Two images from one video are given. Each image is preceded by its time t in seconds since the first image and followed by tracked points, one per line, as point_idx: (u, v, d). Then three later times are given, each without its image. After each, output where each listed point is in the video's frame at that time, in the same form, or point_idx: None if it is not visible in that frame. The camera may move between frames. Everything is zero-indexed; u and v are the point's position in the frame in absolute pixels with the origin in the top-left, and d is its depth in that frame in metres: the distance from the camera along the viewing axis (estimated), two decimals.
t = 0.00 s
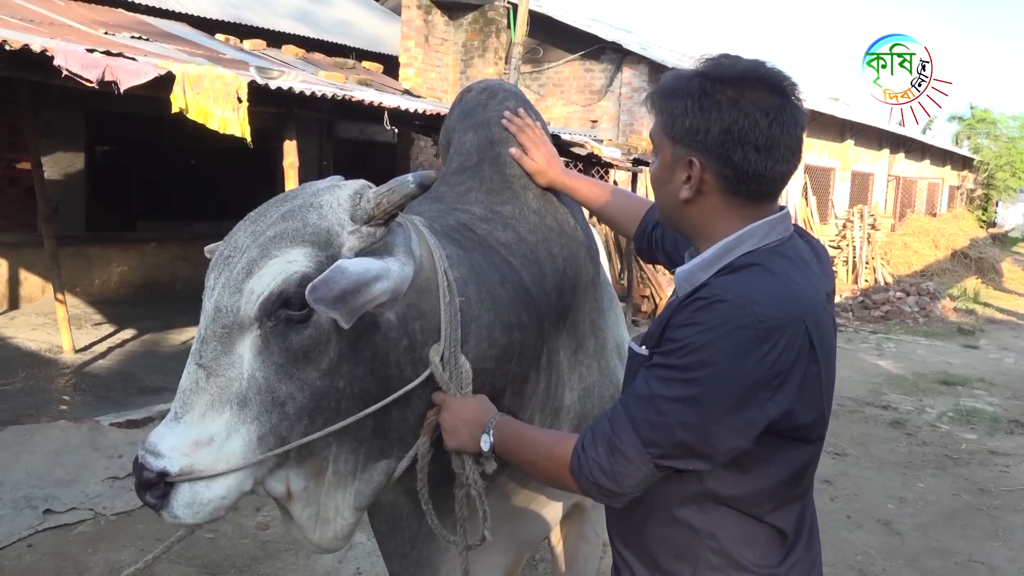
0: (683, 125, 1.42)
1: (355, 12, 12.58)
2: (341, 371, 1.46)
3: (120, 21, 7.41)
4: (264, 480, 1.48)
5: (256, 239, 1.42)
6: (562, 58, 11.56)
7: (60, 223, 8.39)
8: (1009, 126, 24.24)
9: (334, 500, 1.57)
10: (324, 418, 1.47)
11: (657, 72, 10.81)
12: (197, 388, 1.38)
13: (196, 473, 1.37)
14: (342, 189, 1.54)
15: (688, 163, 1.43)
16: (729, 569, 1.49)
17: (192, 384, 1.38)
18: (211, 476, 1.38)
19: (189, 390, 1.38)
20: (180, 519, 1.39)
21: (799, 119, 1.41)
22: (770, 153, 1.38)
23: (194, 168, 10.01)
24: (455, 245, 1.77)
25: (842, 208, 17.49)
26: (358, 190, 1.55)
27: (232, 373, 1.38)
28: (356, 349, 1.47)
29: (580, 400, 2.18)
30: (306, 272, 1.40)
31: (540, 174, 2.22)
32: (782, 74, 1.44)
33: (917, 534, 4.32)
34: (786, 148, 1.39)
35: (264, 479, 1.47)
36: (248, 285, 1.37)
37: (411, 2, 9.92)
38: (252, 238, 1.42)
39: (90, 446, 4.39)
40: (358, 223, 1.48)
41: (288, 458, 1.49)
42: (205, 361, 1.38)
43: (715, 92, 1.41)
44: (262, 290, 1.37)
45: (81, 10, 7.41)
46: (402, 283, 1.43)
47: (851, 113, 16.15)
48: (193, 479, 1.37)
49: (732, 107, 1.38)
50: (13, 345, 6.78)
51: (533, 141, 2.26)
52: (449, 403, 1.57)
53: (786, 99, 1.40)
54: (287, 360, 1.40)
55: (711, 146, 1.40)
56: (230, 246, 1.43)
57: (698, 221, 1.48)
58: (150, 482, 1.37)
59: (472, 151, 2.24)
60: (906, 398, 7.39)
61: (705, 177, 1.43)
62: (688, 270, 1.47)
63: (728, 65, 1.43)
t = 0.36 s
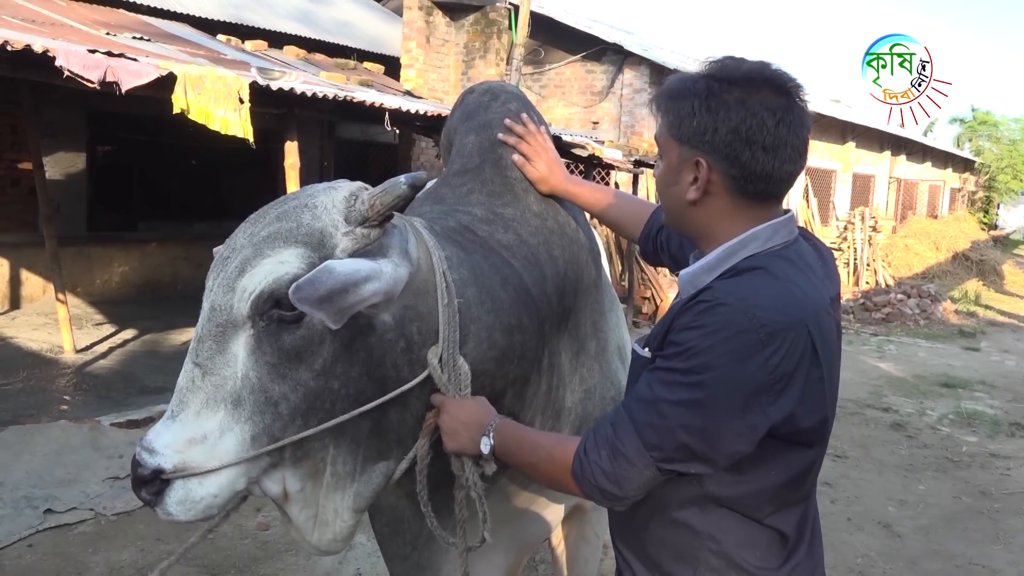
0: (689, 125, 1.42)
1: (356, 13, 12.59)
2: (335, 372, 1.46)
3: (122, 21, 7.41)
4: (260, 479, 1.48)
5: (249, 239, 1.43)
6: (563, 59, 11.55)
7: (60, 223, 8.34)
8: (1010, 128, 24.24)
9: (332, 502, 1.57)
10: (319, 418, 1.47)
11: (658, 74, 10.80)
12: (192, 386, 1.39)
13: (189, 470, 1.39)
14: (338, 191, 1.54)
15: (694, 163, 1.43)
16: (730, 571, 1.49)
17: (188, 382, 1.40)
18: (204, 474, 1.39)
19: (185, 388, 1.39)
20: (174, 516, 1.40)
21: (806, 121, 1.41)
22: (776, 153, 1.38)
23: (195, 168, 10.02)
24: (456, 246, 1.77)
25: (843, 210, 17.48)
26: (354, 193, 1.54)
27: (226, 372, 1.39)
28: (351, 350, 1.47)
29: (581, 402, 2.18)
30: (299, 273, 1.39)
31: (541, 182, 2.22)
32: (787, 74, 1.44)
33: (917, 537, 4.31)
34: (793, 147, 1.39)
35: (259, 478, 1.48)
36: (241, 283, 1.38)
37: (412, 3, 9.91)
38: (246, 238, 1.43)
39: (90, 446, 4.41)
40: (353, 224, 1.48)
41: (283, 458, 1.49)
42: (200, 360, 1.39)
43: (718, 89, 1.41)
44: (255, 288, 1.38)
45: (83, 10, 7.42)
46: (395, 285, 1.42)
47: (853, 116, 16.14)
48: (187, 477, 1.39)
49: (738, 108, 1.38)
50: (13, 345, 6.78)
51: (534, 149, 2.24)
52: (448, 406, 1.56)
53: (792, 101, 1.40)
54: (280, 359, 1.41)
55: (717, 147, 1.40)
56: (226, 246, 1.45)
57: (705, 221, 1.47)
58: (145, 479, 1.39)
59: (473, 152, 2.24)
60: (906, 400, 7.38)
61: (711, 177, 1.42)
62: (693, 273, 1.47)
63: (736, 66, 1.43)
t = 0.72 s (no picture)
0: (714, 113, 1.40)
1: (360, 15, 12.62)
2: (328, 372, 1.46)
3: (127, 23, 7.43)
4: (255, 477, 1.50)
5: (244, 239, 1.46)
6: (567, 61, 11.55)
7: (65, 225, 8.33)
8: (1015, 131, 24.19)
9: (331, 501, 1.56)
10: (312, 417, 1.47)
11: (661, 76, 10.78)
12: (189, 383, 1.42)
13: (184, 465, 1.41)
14: (334, 193, 1.55)
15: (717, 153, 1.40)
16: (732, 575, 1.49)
17: (185, 379, 1.43)
18: (197, 468, 1.41)
19: (182, 385, 1.43)
20: (168, 509, 1.42)
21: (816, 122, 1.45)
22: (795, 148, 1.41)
23: (199, 170, 10.07)
24: (458, 248, 1.77)
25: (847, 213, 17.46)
26: (349, 195, 1.55)
27: (221, 369, 1.41)
28: (345, 351, 1.47)
29: (584, 405, 2.18)
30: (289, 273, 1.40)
31: (549, 200, 2.20)
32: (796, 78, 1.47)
33: (921, 540, 4.30)
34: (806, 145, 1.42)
35: (254, 475, 1.49)
36: (234, 282, 1.41)
37: (416, 5, 9.92)
38: (243, 239, 1.46)
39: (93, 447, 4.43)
40: (345, 226, 1.48)
41: (278, 456, 1.50)
42: (197, 357, 1.42)
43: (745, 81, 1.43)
44: (246, 287, 1.40)
45: (88, 13, 7.44)
46: (385, 287, 1.42)
47: (856, 118, 16.12)
48: (181, 471, 1.41)
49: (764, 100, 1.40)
50: (16, 346, 6.79)
51: (541, 166, 2.22)
52: (446, 408, 1.55)
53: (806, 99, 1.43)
54: (271, 358, 1.42)
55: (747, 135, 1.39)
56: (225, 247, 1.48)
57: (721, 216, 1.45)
58: (142, 472, 1.42)
59: (478, 154, 2.24)
60: (910, 404, 7.37)
61: (734, 167, 1.40)
62: (695, 276, 1.47)
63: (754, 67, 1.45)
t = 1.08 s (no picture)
0: (763, 104, 1.40)
1: (363, 16, 12.63)
2: (319, 368, 1.47)
3: (130, 24, 7.44)
4: (250, 470, 1.52)
5: (239, 236, 1.49)
6: (569, 61, 11.55)
7: (67, 225, 8.42)
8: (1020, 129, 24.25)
9: (327, 498, 1.56)
10: (303, 413, 1.48)
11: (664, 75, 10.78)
12: (186, 376, 1.46)
13: (179, 456, 1.45)
14: (328, 191, 1.55)
15: (755, 139, 1.39)
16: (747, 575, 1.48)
17: (183, 372, 1.47)
18: (192, 460, 1.45)
19: (181, 378, 1.47)
20: (164, 499, 1.47)
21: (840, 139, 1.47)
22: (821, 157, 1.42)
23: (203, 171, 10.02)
24: (458, 247, 1.77)
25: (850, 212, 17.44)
26: (343, 192, 1.55)
27: (216, 363, 1.44)
28: (336, 347, 1.47)
29: (587, 404, 2.18)
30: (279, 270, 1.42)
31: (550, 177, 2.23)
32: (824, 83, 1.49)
33: (925, 540, 4.30)
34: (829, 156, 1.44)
35: (248, 469, 1.52)
36: (226, 278, 1.44)
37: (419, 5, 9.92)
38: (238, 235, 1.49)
39: (97, 448, 4.45)
40: (336, 223, 1.48)
41: (272, 451, 1.51)
42: (195, 351, 1.46)
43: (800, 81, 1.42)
44: (237, 283, 1.43)
45: (91, 13, 7.45)
46: (375, 284, 1.41)
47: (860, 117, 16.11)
48: (176, 462, 1.45)
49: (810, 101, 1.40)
50: (20, 347, 6.80)
51: (548, 144, 2.26)
52: (442, 405, 1.54)
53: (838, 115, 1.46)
54: (262, 354, 1.44)
55: (787, 129, 1.39)
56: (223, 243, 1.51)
57: (741, 202, 1.42)
58: (142, 462, 1.47)
59: (483, 154, 2.24)
60: (913, 403, 7.36)
61: (768, 155, 1.39)
62: (699, 274, 1.46)
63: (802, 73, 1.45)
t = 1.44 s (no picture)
0: (726, 131, 1.35)
1: (363, 12, 12.61)
2: (316, 362, 1.47)
3: (130, 20, 7.43)
4: (248, 465, 1.52)
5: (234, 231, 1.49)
6: (570, 57, 11.54)
7: (69, 221, 8.41)
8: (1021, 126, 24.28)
9: (325, 492, 1.57)
10: (300, 408, 1.48)
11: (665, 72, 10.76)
12: (183, 371, 1.46)
13: (177, 451, 1.46)
14: (321, 186, 1.55)
15: (732, 167, 1.36)
16: (749, 568, 1.47)
17: (180, 367, 1.47)
18: (190, 455, 1.46)
19: (178, 373, 1.47)
20: (163, 494, 1.47)
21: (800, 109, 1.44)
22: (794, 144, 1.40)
23: (203, 167, 10.20)
24: (455, 242, 1.77)
25: (851, 208, 17.42)
26: (337, 185, 1.55)
27: (213, 358, 1.45)
28: (333, 341, 1.47)
29: (586, 400, 2.18)
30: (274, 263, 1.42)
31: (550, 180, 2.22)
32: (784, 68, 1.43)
33: (926, 536, 4.30)
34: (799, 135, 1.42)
35: (247, 464, 1.52)
36: (222, 273, 1.44)
37: (419, 1, 9.91)
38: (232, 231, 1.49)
39: (98, 444, 4.45)
40: (331, 217, 1.48)
41: (270, 446, 1.52)
42: (192, 346, 1.46)
43: (750, 87, 1.35)
44: (233, 278, 1.43)
45: (91, 10, 7.44)
46: (369, 278, 1.41)
47: (861, 114, 16.09)
48: (174, 457, 1.46)
49: (770, 104, 1.34)
50: (22, 343, 6.81)
51: (545, 146, 2.23)
52: (440, 400, 1.53)
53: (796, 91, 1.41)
54: (259, 348, 1.44)
55: (756, 145, 1.36)
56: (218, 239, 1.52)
57: (737, 224, 1.41)
58: (141, 458, 1.48)
59: (481, 149, 2.23)
60: (914, 399, 7.36)
61: (747, 176, 1.37)
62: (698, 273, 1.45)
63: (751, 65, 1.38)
